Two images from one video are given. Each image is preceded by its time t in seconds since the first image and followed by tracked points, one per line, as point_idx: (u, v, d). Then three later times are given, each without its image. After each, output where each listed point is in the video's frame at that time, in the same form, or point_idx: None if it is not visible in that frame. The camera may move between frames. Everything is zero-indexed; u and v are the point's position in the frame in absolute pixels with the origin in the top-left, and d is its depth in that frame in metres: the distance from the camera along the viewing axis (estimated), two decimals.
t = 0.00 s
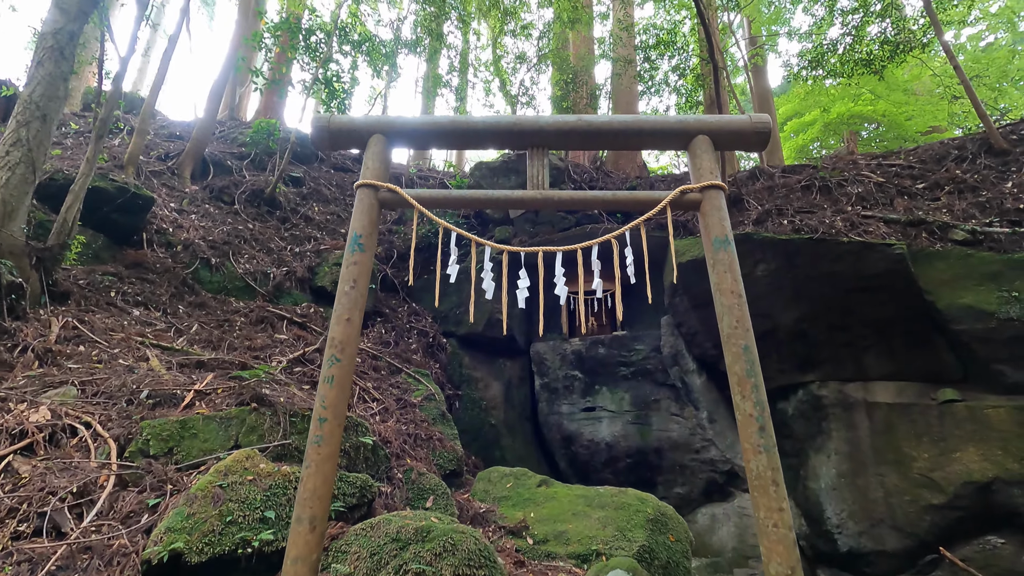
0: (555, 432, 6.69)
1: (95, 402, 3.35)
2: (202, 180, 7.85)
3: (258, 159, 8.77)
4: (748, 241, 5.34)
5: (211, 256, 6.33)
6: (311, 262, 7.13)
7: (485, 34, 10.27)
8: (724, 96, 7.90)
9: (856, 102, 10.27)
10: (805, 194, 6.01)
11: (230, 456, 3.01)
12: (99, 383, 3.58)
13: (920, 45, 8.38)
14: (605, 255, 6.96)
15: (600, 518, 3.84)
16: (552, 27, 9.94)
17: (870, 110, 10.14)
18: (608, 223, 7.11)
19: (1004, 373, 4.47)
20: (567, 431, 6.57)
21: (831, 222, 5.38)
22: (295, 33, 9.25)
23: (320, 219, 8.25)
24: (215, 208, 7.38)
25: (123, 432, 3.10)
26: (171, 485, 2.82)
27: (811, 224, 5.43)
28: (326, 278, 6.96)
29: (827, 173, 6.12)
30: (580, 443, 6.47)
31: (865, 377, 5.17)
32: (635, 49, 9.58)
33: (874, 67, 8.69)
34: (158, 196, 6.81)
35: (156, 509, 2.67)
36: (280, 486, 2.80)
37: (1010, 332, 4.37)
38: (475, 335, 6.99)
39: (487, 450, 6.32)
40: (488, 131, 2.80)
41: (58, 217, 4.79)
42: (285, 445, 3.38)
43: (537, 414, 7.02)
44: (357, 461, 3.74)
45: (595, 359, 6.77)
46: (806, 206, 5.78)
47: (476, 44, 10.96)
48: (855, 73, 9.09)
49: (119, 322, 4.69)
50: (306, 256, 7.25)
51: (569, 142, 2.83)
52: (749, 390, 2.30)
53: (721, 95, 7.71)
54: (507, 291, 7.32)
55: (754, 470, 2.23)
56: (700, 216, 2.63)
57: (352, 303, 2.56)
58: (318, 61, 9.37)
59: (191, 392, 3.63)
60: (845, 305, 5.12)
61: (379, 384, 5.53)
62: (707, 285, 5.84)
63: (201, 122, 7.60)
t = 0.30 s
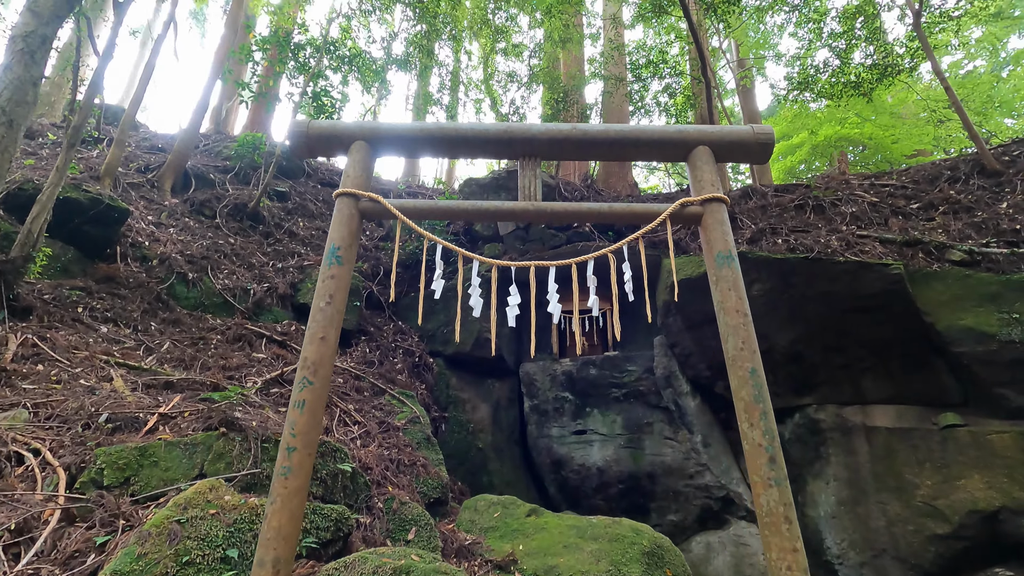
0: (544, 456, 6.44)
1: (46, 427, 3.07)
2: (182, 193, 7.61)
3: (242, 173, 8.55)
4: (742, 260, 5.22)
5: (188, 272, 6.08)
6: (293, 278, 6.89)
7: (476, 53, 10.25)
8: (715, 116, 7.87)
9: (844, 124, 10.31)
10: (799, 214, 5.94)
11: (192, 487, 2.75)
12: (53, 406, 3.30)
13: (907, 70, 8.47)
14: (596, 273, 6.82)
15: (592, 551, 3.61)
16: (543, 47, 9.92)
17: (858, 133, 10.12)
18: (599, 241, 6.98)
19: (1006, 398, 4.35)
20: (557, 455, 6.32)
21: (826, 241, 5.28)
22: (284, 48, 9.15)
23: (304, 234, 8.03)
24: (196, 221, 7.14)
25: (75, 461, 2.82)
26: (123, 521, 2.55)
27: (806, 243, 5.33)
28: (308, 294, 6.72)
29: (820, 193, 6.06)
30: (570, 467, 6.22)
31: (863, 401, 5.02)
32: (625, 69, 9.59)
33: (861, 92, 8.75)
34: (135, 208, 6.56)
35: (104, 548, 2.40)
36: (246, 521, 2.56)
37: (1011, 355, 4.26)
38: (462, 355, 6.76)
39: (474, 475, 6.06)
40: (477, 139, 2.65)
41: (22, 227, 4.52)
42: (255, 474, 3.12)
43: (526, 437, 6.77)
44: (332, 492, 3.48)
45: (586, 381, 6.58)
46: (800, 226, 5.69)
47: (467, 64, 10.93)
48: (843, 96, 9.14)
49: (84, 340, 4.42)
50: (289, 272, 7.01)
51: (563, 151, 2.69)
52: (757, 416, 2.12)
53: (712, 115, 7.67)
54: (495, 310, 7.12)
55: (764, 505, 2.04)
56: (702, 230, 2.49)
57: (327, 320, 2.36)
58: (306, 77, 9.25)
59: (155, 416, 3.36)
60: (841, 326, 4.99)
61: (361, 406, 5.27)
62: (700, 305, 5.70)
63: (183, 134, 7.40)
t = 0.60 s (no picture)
0: (535, 482, 6.20)
1: None
2: (164, 208, 7.40)
3: (228, 189, 8.38)
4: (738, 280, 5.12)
5: (167, 288, 5.86)
6: (277, 296, 6.69)
7: (468, 75, 10.27)
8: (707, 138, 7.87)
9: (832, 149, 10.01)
10: (792, 235, 5.88)
11: (153, 520, 2.53)
12: (7, 430, 3.06)
13: (893, 96, 8.59)
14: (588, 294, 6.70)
15: None
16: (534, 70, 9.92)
17: (845, 157, 9.94)
18: (591, 261, 6.88)
19: (1009, 423, 4.24)
20: (548, 481, 6.08)
21: (822, 262, 5.21)
22: (275, 65, 9.08)
23: (290, 252, 7.85)
24: (177, 237, 6.94)
25: (24, 491, 2.58)
26: (73, 559, 2.31)
27: (802, 264, 5.25)
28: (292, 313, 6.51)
29: (814, 214, 6.02)
30: (561, 494, 5.98)
31: (863, 426, 4.89)
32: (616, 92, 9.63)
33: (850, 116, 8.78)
34: (113, 223, 6.35)
35: None
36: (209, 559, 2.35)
37: (1013, 380, 4.17)
38: (450, 376, 6.55)
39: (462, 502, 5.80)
40: (469, 149, 2.53)
41: None
42: (224, 505, 2.90)
43: (516, 463, 6.53)
44: (309, 524, 3.25)
45: (577, 404, 6.39)
46: (794, 247, 5.62)
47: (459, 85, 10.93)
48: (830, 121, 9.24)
49: (49, 358, 4.18)
50: (273, 290, 6.81)
51: (558, 163, 2.58)
52: (767, 444, 1.97)
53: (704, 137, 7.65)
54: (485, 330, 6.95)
55: (777, 543, 1.88)
56: (703, 246, 2.37)
57: (303, 338, 2.19)
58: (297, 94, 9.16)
59: (119, 440, 3.13)
60: (839, 349, 4.87)
61: (343, 429, 5.04)
62: (695, 326, 5.57)
63: (168, 148, 7.24)
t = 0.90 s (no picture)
0: (528, 508, 5.95)
1: None
2: (149, 223, 7.20)
3: (216, 205, 8.20)
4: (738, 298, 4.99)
5: (148, 304, 5.65)
6: (263, 313, 6.48)
7: (462, 94, 10.26)
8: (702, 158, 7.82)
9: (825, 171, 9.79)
10: (791, 253, 5.79)
11: (114, 555, 2.34)
12: None
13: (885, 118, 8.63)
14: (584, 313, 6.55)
15: None
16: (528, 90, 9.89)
17: (837, 177, 9.75)
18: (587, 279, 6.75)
19: (1021, 447, 4.09)
20: (542, 506, 5.84)
21: (823, 280, 5.11)
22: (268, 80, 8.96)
23: (278, 268, 7.66)
24: (161, 251, 6.73)
25: None
26: None
27: (802, 282, 5.13)
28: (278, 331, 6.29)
29: (812, 233, 5.95)
30: (556, 521, 5.72)
31: (868, 450, 4.72)
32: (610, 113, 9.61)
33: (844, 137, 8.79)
34: (93, 236, 6.14)
35: None
36: None
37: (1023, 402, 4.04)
38: (442, 396, 6.33)
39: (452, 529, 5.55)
40: (465, 154, 2.43)
41: None
42: (193, 538, 2.68)
43: (508, 487, 6.29)
44: (287, 557, 3.02)
45: (573, 426, 6.19)
46: (794, 265, 5.52)
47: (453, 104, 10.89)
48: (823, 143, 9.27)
49: (15, 376, 3.94)
50: (259, 307, 6.60)
51: (557, 169, 2.48)
52: (789, 472, 1.81)
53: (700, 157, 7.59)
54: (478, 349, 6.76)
55: None
56: (713, 257, 2.25)
57: (281, 356, 2.02)
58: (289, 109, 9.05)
59: (82, 467, 2.89)
60: (843, 369, 4.71)
61: (329, 452, 4.80)
62: (694, 345, 5.42)
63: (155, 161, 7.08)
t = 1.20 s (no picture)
0: (523, 534, 5.72)
1: None
2: (135, 238, 7.02)
3: (206, 220, 8.02)
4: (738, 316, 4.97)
5: (130, 320, 5.45)
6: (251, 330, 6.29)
7: (458, 112, 10.26)
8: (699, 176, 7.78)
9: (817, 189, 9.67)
10: (791, 271, 5.71)
11: None
12: None
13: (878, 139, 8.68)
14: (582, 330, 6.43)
15: None
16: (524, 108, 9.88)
17: (830, 198, 9.51)
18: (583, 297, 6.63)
19: None
20: (538, 532, 5.62)
21: (825, 298, 5.02)
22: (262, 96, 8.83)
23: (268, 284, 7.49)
24: (147, 266, 6.55)
25: None
26: None
27: (804, 300, 5.02)
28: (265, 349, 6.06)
29: (812, 250, 5.87)
30: (552, 548, 5.50)
31: (874, 473, 4.57)
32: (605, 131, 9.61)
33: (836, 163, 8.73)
34: (77, 251, 5.97)
35: None
36: None
37: None
38: (435, 417, 6.13)
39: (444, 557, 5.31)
40: (462, 162, 2.42)
41: None
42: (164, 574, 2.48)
43: (503, 512, 6.06)
44: None
45: (569, 448, 6.01)
46: (794, 282, 5.43)
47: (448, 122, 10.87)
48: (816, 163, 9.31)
49: None
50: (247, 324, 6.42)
51: (557, 177, 2.46)
52: (813, 502, 1.72)
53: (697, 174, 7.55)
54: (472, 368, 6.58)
55: None
56: (724, 268, 2.22)
57: (260, 375, 1.94)
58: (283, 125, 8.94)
59: (45, 494, 2.68)
60: (848, 391, 4.57)
61: (316, 476, 4.59)
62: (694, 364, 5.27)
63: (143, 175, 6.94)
